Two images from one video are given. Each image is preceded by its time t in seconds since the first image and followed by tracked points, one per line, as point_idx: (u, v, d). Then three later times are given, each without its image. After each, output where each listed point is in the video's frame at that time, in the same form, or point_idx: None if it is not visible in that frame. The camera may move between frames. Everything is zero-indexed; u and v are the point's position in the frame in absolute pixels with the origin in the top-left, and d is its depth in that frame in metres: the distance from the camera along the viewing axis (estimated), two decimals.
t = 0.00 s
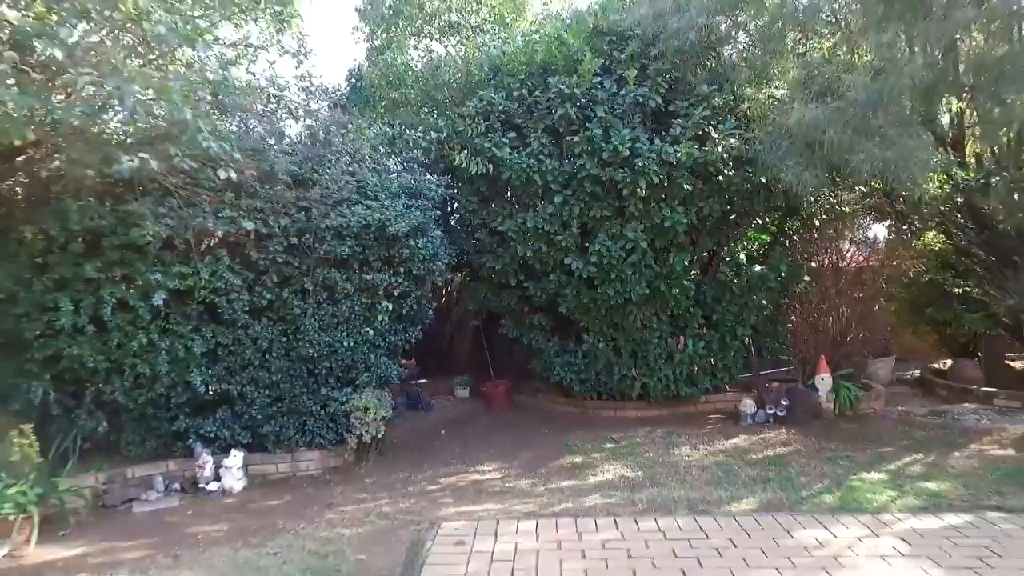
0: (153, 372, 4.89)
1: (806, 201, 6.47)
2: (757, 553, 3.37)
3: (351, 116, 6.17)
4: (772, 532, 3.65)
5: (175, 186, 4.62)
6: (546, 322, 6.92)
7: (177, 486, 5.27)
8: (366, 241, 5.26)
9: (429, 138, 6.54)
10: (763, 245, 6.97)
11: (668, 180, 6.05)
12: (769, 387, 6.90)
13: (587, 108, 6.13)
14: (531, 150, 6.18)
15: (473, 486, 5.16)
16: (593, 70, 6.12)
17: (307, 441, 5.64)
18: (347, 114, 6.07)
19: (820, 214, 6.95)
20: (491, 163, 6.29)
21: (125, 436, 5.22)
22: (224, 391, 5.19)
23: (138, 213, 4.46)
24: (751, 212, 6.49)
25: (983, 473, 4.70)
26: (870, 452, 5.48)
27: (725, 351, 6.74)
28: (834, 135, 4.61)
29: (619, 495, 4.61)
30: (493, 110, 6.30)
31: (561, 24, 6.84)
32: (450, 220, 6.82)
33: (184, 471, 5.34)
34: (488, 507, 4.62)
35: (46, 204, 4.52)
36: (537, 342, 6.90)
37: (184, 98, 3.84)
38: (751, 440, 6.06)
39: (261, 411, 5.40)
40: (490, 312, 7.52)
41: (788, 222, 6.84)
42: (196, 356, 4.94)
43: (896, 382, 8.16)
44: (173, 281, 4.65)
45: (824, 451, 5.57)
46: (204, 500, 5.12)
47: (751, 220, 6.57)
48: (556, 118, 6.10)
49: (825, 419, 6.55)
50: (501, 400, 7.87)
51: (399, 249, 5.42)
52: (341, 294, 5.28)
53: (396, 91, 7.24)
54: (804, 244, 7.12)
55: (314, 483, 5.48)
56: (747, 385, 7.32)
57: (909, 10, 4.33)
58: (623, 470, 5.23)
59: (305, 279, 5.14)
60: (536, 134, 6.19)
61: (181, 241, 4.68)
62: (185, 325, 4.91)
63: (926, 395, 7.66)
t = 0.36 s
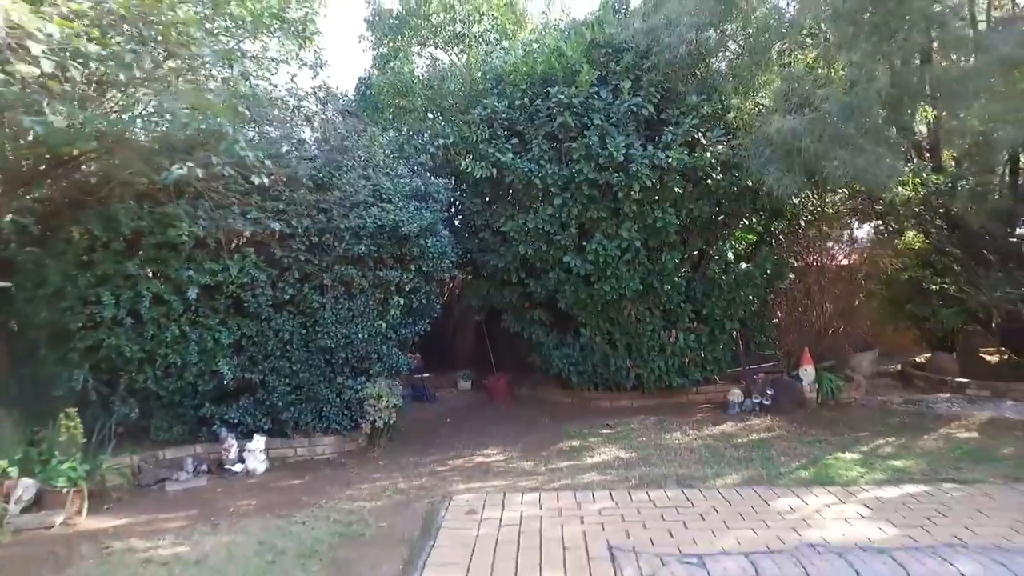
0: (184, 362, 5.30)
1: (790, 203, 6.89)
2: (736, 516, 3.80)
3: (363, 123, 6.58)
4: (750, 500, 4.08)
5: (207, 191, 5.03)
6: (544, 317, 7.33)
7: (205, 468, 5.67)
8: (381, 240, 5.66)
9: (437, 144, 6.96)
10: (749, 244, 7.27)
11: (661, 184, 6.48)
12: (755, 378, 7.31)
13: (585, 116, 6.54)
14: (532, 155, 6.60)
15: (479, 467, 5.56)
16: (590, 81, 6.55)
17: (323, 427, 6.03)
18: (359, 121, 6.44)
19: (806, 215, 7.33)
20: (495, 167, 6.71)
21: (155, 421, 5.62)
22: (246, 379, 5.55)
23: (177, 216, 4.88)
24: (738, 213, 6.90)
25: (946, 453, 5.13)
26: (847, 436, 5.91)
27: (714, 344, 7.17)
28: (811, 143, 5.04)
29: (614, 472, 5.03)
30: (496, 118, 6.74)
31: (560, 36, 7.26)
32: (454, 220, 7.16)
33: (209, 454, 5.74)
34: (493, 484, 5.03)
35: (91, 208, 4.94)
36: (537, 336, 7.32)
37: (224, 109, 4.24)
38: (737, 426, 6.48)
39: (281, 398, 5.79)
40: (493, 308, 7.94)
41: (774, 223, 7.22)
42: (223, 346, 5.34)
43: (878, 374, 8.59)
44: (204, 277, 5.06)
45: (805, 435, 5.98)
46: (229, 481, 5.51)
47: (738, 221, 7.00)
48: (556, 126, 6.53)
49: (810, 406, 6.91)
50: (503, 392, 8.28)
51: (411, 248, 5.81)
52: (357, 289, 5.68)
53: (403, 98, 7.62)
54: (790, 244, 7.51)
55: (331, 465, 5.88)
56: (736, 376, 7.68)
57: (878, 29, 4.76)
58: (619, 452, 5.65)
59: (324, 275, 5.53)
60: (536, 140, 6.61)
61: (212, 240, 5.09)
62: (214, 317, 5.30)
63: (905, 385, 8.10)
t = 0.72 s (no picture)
0: (209, 354, 5.68)
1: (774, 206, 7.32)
2: (720, 489, 4.23)
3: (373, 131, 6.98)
4: (733, 476, 4.51)
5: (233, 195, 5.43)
6: (543, 313, 7.75)
7: (227, 453, 6.05)
8: (392, 241, 6.06)
9: (442, 150, 7.36)
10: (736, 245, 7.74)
11: (653, 188, 6.92)
12: (742, 371, 7.75)
13: (582, 124, 6.97)
14: (532, 161, 7.01)
15: (483, 452, 5.98)
16: (586, 91, 6.97)
17: (337, 416, 6.42)
18: (369, 129, 6.84)
19: (790, 219, 7.78)
20: (496, 172, 7.11)
21: (179, 410, 5.98)
22: (267, 370, 5.94)
23: (206, 219, 5.28)
24: (725, 215, 7.35)
25: (913, 437, 5.58)
26: (825, 423, 6.35)
27: (702, 338, 7.61)
28: (790, 152, 5.48)
29: (609, 455, 5.45)
30: (497, 125, 7.17)
31: (557, 48, 7.69)
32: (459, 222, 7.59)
33: (230, 441, 6.12)
34: (498, 465, 5.45)
35: (125, 211, 5.33)
36: (536, 331, 7.74)
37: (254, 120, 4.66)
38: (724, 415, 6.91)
39: (298, 389, 6.16)
40: (494, 305, 8.34)
41: (759, 225, 7.66)
42: (246, 339, 5.72)
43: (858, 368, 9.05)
44: (230, 274, 5.46)
45: (786, 422, 6.43)
46: (250, 466, 5.89)
47: (725, 223, 7.44)
48: (554, 133, 6.95)
49: (792, 397, 7.34)
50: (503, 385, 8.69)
51: (420, 248, 6.21)
52: (370, 286, 6.08)
53: (409, 106, 8.03)
54: (774, 244, 7.95)
55: (344, 451, 6.28)
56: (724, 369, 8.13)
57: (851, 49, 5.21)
58: (613, 438, 6.08)
59: (340, 273, 5.93)
60: (536, 147, 7.03)
61: (236, 240, 5.48)
62: (237, 312, 5.68)
63: (882, 378, 8.57)
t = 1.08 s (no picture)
0: (227, 351, 6.08)
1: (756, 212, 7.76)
2: (702, 471, 4.66)
3: (379, 140, 7.37)
4: (715, 461, 4.95)
5: (251, 203, 5.82)
6: (537, 313, 8.17)
7: (243, 445, 6.45)
8: (399, 245, 6.45)
9: (443, 158, 7.76)
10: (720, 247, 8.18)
11: (642, 195, 7.36)
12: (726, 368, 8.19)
13: (575, 135, 7.41)
14: (528, 169, 7.43)
15: (483, 442, 6.38)
16: (579, 104, 7.40)
17: (345, 410, 6.81)
18: (375, 139, 7.24)
19: (771, 224, 8.24)
20: (494, 180, 7.51)
21: (197, 406, 6.39)
22: (280, 367, 6.33)
23: (227, 225, 5.67)
24: (710, 220, 7.79)
25: (881, 427, 6.05)
26: (803, 415, 6.80)
27: (689, 336, 8.07)
28: (768, 163, 5.93)
29: (601, 444, 5.89)
30: (495, 136, 7.58)
31: (552, 62, 8.12)
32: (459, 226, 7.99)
33: (244, 434, 6.52)
34: (499, 453, 5.86)
35: (151, 218, 5.72)
36: (531, 330, 8.16)
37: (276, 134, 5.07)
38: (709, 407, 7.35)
39: (309, 385, 6.55)
40: (491, 305, 8.72)
41: (743, 230, 8.10)
42: (261, 337, 6.12)
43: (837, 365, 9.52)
44: (247, 277, 5.86)
45: (766, 414, 6.87)
46: (264, 456, 6.28)
47: (710, 227, 7.89)
48: (549, 144, 7.39)
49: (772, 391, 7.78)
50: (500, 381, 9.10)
51: (424, 252, 6.60)
52: (377, 287, 6.49)
53: (412, 116, 8.46)
54: (757, 247, 8.39)
55: (352, 442, 6.68)
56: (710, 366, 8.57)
57: (824, 70, 5.68)
58: (605, 429, 6.50)
59: (349, 276, 6.33)
60: (532, 156, 7.45)
61: (254, 245, 5.87)
62: (252, 312, 6.07)
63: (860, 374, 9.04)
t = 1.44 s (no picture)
0: (240, 346, 6.48)
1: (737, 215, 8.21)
2: (682, 452, 5.10)
3: (380, 146, 7.77)
4: (694, 443, 5.39)
5: (263, 207, 6.21)
6: (530, 310, 8.61)
7: (253, 433, 6.85)
8: (400, 246, 6.85)
9: (441, 163, 8.17)
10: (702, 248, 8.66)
11: (629, 199, 7.79)
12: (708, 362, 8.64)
13: (566, 142, 7.83)
14: (522, 174, 7.84)
15: (480, 430, 6.79)
16: (570, 113, 7.82)
17: (349, 401, 7.20)
18: (376, 146, 7.63)
19: (752, 226, 8.70)
20: (489, 184, 7.93)
21: (210, 397, 6.79)
22: (289, 360, 6.72)
23: (241, 227, 6.05)
24: (694, 222, 8.23)
25: (851, 414, 6.50)
26: (779, 405, 7.25)
27: (673, 332, 8.51)
28: (745, 170, 6.38)
29: (590, 430, 6.31)
30: (491, 142, 8.00)
31: (544, 72, 8.54)
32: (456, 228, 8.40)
33: (254, 423, 6.91)
34: (495, 439, 6.27)
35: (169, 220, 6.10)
36: (524, 326, 8.58)
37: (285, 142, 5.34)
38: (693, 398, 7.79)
39: (315, 377, 6.93)
40: (486, 302, 9.12)
41: (725, 231, 8.55)
42: (271, 332, 6.51)
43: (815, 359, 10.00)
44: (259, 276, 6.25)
45: (746, 404, 7.31)
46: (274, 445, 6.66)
47: (693, 229, 8.33)
48: (542, 150, 7.81)
49: (752, 382, 8.21)
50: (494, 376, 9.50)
51: (424, 252, 7.01)
52: (380, 285, 6.88)
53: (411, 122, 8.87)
54: (739, 246, 8.83)
55: (356, 431, 7.07)
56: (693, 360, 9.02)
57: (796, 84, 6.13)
58: (594, 417, 6.93)
59: (354, 275, 6.72)
60: (525, 161, 7.87)
61: (265, 246, 6.26)
62: (263, 309, 6.47)
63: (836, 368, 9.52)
